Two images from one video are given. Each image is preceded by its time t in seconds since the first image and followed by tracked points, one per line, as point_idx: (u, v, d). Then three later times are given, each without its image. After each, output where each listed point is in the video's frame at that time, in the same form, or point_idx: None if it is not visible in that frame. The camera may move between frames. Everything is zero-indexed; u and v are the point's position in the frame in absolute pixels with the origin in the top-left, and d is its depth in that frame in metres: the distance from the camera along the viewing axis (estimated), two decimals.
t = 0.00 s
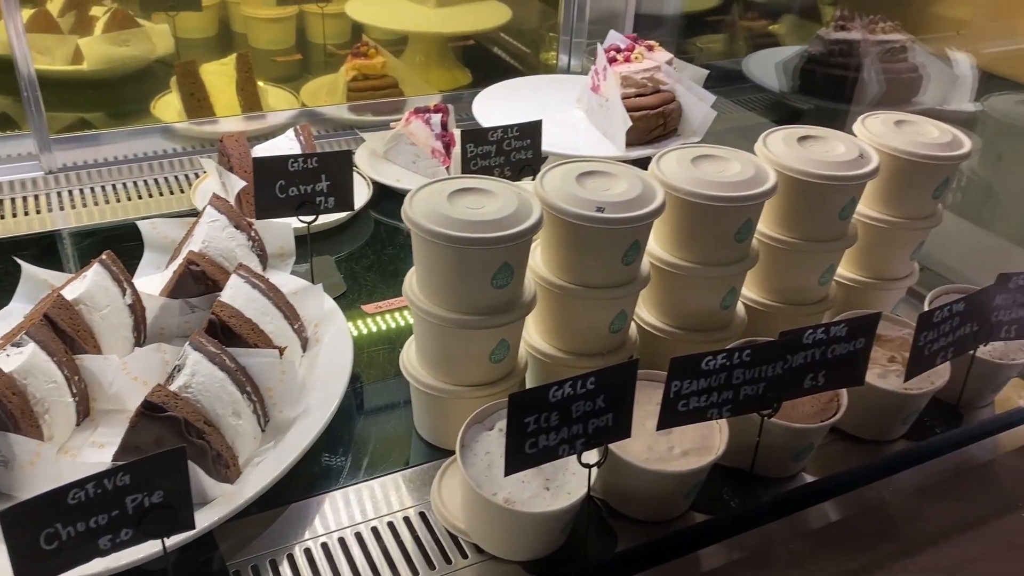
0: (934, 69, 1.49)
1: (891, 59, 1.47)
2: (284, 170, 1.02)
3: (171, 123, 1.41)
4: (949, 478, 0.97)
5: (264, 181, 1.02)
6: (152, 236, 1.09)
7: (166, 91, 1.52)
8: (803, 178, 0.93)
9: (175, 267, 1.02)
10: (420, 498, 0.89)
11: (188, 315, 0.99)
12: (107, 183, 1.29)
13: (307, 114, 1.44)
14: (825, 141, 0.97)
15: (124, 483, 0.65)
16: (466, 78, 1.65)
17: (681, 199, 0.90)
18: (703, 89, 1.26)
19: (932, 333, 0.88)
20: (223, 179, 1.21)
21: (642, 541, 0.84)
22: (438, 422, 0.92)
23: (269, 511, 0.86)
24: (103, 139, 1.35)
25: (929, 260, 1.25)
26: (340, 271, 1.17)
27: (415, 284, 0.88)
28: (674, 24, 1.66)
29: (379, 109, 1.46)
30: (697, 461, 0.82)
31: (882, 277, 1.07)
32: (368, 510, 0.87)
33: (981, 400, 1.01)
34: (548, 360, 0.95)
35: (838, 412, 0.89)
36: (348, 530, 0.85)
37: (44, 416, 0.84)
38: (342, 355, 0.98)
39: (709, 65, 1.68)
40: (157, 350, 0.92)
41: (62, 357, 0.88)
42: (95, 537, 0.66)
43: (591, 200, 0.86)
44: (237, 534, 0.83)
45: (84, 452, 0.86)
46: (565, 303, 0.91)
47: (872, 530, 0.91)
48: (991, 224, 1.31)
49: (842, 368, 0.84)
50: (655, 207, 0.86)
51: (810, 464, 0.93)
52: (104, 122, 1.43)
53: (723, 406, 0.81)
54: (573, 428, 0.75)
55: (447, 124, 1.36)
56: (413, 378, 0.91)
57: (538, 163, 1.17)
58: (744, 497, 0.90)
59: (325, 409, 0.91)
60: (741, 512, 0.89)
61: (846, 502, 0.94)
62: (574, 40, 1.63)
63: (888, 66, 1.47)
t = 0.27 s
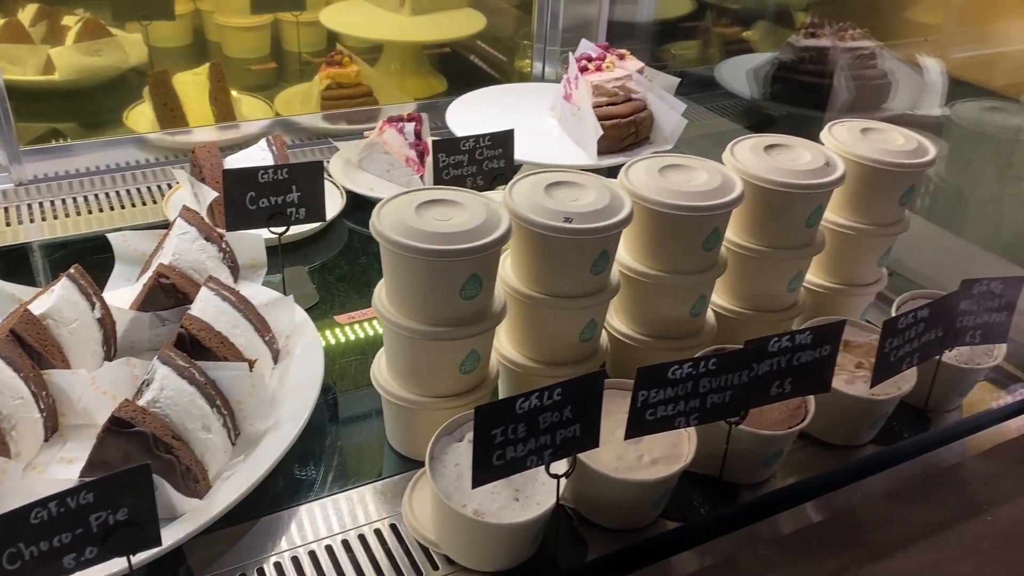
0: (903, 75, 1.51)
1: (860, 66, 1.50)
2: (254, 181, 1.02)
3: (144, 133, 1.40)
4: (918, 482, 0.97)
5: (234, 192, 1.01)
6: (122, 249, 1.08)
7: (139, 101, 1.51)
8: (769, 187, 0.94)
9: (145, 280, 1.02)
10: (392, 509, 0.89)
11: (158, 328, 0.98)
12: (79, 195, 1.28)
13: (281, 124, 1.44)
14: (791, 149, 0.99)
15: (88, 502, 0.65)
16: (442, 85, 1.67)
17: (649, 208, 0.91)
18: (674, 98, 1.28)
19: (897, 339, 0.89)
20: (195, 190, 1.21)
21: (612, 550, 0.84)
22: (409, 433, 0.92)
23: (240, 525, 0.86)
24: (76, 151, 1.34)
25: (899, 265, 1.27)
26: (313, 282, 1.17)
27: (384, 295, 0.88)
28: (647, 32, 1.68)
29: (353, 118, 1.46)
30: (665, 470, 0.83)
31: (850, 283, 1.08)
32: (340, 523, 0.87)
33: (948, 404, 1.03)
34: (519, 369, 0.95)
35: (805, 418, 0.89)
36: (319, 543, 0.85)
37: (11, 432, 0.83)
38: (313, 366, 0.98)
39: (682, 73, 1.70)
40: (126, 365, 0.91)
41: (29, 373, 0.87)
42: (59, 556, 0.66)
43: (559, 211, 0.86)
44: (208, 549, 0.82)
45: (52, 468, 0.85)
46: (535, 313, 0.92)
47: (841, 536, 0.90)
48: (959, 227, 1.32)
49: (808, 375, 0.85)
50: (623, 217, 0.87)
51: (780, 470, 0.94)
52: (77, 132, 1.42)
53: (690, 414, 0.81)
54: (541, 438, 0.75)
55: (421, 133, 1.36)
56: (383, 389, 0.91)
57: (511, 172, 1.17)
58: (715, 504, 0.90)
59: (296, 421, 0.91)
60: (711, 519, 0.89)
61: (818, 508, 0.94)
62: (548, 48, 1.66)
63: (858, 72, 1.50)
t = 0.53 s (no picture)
0: (874, 84, 1.54)
1: (831, 74, 1.54)
2: (228, 195, 1.02)
3: (120, 146, 1.40)
4: (887, 486, 0.99)
5: (208, 206, 1.02)
6: (97, 263, 1.09)
7: (116, 114, 1.51)
8: (738, 197, 0.95)
9: (119, 295, 1.02)
10: (367, 521, 0.89)
11: (133, 342, 0.99)
12: (55, 209, 1.27)
13: (259, 135, 1.45)
14: (759, 160, 1.00)
15: (58, 519, 0.65)
16: (420, 95, 1.69)
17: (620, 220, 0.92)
18: (646, 108, 1.30)
19: (864, 347, 0.90)
20: (171, 204, 1.21)
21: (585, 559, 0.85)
22: (383, 445, 0.93)
23: (215, 539, 0.86)
24: (52, 163, 1.34)
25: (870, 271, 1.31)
26: (289, 294, 1.18)
27: (357, 309, 0.89)
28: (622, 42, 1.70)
29: (331, 129, 1.47)
30: (636, 479, 0.84)
31: (820, 290, 1.10)
32: (315, 535, 0.88)
33: (916, 410, 1.05)
34: (493, 380, 0.96)
35: (774, 425, 0.91)
36: (294, 555, 0.85)
37: None
38: (287, 379, 0.98)
39: (658, 81, 1.72)
40: (99, 379, 0.92)
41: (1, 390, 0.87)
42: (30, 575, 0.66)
43: (530, 223, 0.87)
44: (183, 564, 0.82)
45: (26, 485, 0.84)
46: (507, 324, 0.93)
47: (811, 543, 0.91)
48: (929, 233, 1.34)
49: (775, 383, 0.87)
50: (593, 229, 0.88)
51: (750, 477, 0.95)
52: (53, 144, 1.43)
53: (660, 424, 0.82)
54: (511, 450, 0.76)
55: (398, 143, 1.36)
56: (357, 401, 0.91)
57: (486, 183, 1.19)
58: (686, 512, 0.91)
59: (270, 435, 0.91)
60: (683, 527, 0.90)
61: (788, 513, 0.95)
62: (524, 58, 1.70)
63: (828, 81, 1.54)
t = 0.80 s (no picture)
0: (847, 92, 1.56)
1: (804, 83, 1.56)
2: (203, 209, 1.03)
3: (98, 159, 1.40)
4: (858, 491, 1.00)
5: (183, 221, 1.02)
6: (73, 277, 1.09)
7: (93, 126, 1.51)
8: (708, 208, 0.97)
9: (95, 309, 1.02)
10: (344, 533, 0.90)
11: (108, 356, 1.00)
12: (32, 222, 1.27)
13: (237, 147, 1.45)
14: (730, 170, 1.02)
15: (31, 537, 0.65)
16: (398, 105, 1.71)
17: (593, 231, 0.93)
18: (620, 118, 1.33)
19: (833, 355, 0.92)
20: (149, 217, 1.22)
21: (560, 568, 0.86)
22: (359, 457, 0.93)
23: (192, 553, 0.86)
24: (29, 177, 1.34)
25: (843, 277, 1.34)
26: (266, 306, 1.18)
27: (332, 322, 0.89)
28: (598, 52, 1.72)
29: (308, 140, 1.48)
30: (609, 487, 0.85)
31: (792, 298, 1.11)
32: (292, 547, 0.88)
33: (886, 415, 1.06)
34: (469, 390, 0.97)
35: (746, 432, 0.92)
36: (270, 568, 0.86)
37: None
38: (264, 392, 0.99)
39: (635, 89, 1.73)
40: (75, 395, 0.91)
41: None
42: None
43: (503, 235, 0.88)
44: None
45: None
46: (482, 335, 0.93)
47: (784, 547, 0.92)
48: (901, 239, 1.36)
49: (746, 391, 0.88)
50: (566, 240, 0.89)
51: (724, 484, 0.96)
52: (31, 156, 1.44)
53: (632, 433, 0.83)
54: (484, 461, 0.77)
55: (375, 154, 1.37)
56: (333, 414, 0.92)
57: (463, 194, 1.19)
58: (659, 520, 0.92)
59: (246, 448, 0.91)
60: (657, 534, 0.91)
61: (759, 519, 0.96)
62: (501, 69, 1.72)
63: (802, 89, 1.55)
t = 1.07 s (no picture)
0: (821, 102, 1.59)
1: (779, 92, 1.58)
2: (181, 223, 1.03)
3: (77, 173, 1.40)
4: (833, 498, 1.01)
5: (160, 235, 1.02)
6: (50, 292, 1.09)
7: (71, 139, 1.51)
8: (680, 219, 0.98)
9: (72, 325, 1.03)
10: (322, 545, 0.90)
11: (86, 372, 0.99)
12: (9, 237, 1.26)
13: (217, 160, 1.46)
14: (703, 181, 1.03)
15: (6, 554, 0.65)
16: (378, 117, 1.71)
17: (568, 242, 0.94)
18: (596, 129, 1.34)
19: (805, 362, 0.93)
20: (128, 232, 1.21)
21: None
22: (337, 470, 0.94)
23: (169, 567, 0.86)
24: (6, 192, 1.34)
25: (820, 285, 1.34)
26: (245, 320, 1.18)
27: (308, 336, 0.90)
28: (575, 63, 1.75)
29: (287, 152, 1.49)
30: (585, 497, 0.86)
31: (767, 306, 1.13)
32: (270, 560, 0.88)
33: (859, 421, 1.08)
34: (447, 402, 0.97)
35: (720, 441, 0.93)
36: None
37: None
38: (242, 406, 0.99)
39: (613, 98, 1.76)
40: (51, 412, 0.92)
41: None
42: None
43: (478, 247, 0.89)
44: None
45: None
46: (459, 347, 0.94)
47: (769, 550, 0.93)
48: (876, 247, 1.38)
49: (719, 400, 0.89)
50: (541, 252, 0.90)
51: (700, 492, 0.97)
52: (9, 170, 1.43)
53: (607, 442, 0.84)
54: (459, 473, 0.77)
55: (354, 166, 1.38)
56: (311, 427, 0.92)
57: (441, 206, 1.20)
58: (636, 527, 0.93)
59: (224, 461, 0.92)
60: (634, 543, 0.92)
61: (737, 526, 0.96)
62: (480, 80, 1.74)
63: (777, 99, 1.58)
